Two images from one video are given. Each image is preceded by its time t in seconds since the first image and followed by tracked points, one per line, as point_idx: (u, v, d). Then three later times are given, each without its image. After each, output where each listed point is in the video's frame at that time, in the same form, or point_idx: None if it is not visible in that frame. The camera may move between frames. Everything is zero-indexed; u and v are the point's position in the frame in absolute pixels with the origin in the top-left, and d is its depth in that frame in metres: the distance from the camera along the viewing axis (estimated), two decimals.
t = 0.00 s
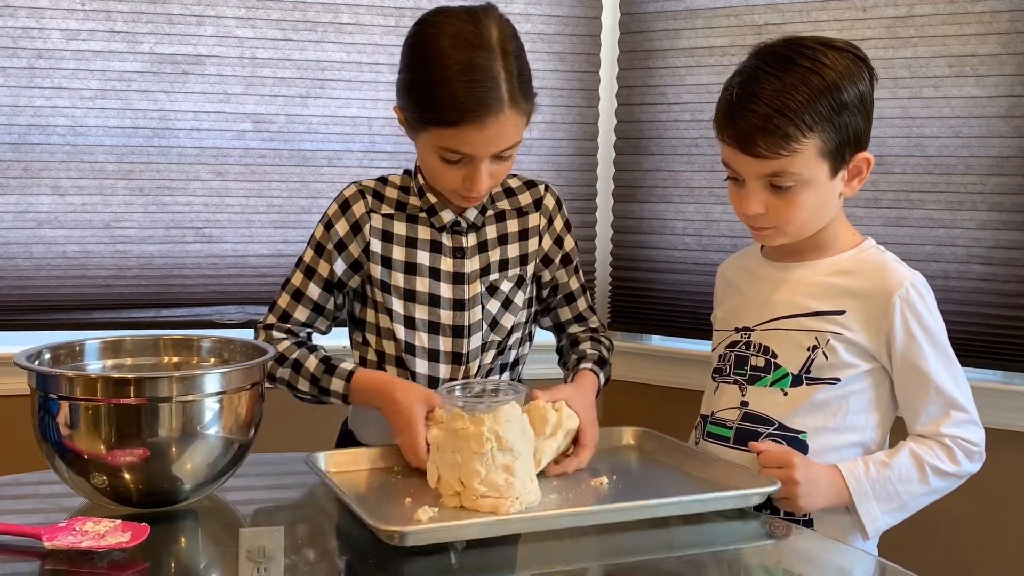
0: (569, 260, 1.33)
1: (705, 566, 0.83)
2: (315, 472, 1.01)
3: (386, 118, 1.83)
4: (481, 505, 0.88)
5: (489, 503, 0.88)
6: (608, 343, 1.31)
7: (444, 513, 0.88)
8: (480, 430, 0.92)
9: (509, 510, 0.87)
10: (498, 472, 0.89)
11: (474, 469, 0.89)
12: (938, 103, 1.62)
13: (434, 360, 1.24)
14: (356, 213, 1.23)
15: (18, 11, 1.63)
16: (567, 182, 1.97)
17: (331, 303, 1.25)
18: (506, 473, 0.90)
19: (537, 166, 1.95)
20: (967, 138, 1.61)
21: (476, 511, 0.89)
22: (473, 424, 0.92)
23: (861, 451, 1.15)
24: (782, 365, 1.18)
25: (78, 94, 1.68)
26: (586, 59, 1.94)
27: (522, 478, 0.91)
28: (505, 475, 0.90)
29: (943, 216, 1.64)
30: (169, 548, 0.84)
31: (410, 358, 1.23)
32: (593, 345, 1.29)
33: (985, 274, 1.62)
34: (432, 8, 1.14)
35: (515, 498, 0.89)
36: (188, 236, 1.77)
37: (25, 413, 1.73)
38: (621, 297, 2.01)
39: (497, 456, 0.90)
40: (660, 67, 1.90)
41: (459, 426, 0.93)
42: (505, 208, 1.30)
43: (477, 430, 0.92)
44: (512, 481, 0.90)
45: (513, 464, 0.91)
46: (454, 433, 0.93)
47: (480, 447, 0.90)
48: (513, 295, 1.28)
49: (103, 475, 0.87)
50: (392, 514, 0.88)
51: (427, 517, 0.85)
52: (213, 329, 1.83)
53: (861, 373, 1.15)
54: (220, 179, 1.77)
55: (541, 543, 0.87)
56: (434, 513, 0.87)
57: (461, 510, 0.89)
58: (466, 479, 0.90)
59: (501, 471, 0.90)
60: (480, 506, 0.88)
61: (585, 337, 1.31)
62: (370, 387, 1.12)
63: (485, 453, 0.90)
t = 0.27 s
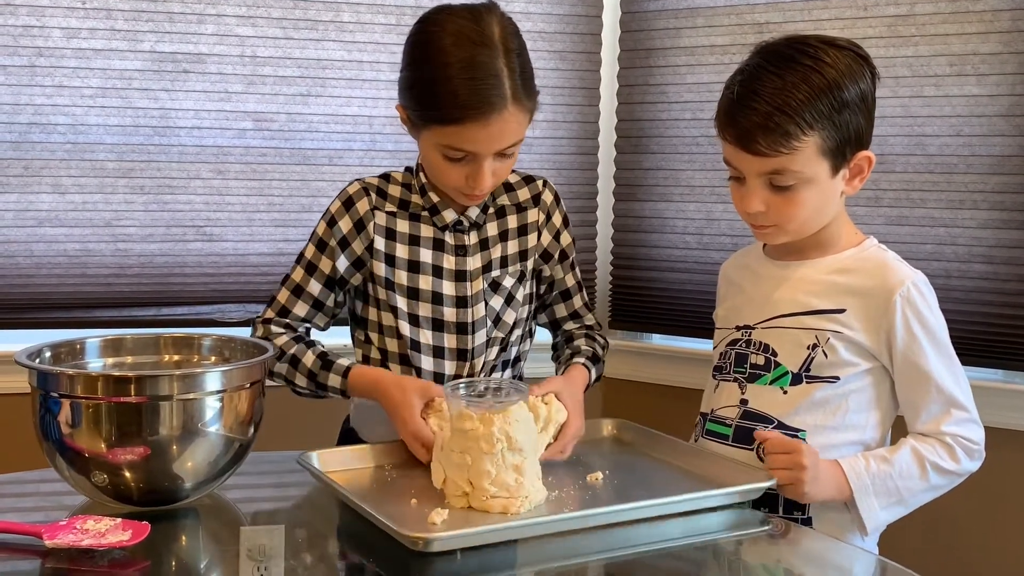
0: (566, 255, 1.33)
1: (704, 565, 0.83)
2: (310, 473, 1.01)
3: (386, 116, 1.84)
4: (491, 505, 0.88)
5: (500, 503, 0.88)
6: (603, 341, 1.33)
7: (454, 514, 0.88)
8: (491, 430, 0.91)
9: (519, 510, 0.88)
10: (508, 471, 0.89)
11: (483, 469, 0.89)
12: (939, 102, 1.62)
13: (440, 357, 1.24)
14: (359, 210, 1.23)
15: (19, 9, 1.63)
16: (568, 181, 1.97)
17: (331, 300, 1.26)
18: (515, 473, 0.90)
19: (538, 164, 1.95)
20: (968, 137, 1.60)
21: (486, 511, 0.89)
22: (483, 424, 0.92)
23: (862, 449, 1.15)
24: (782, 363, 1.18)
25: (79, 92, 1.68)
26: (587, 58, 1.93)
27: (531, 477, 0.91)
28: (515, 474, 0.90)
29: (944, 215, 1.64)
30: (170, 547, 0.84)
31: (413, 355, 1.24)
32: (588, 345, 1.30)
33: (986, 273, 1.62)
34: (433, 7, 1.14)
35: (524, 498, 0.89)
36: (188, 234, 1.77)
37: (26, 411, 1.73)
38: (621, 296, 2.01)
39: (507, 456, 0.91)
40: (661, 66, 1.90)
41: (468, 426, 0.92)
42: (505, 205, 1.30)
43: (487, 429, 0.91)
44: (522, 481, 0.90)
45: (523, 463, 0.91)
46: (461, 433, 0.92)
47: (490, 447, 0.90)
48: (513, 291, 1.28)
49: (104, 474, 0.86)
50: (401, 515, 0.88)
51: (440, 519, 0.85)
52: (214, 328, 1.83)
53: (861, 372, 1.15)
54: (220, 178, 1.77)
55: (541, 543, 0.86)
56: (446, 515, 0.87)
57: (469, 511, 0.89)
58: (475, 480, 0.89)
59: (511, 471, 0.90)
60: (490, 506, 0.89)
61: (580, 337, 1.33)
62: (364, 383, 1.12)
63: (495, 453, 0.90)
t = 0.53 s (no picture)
0: (572, 260, 1.35)
1: (705, 563, 0.83)
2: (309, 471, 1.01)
3: (386, 114, 1.83)
4: (491, 503, 0.88)
5: (500, 501, 0.88)
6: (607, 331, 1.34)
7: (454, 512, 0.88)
8: (491, 428, 0.91)
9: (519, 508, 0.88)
10: (509, 469, 0.90)
11: (484, 467, 0.89)
12: (940, 100, 1.62)
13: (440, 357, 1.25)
14: (369, 206, 1.23)
15: (19, 7, 1.63)
16: (568, 179, 1.97)
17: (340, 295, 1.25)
18: (516, 471, 0.90)
19: (538, 162, 1.94)
20: (969, 135, 1.60)
21: (486, 509, 0.89)
22: (483, 421, 0.91)
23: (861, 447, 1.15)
24: (783, 361, 1.18)
25: (79, 90, 1.68)
26: (588, 56, 1.93)
27: (531, 475, 0.91)
28: (516, 472, 0.90)
29: (945, 213, 1.63)
30: (170, 544, 0.84)
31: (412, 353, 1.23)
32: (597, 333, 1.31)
33: (986, 272, 1.62)
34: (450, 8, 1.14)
35: (525, 495, 0.89)
36: (188, 232, 1.77)
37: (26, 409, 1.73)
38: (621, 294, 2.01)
39: (507, 453, 0.91)
40: (662, 64, 1.89)
41: (468, 424, 0.91)
42: (515, 209, 1.30)
43: (487, 427, 0.91)
44: (522, 478, 0.90)
45: (523, 461, 0.91)
46: (460, 431, 0.91)
47: (491, 445, 0.90)
48: (516, 295, 1.29)
49: (104, 472, 0.86)
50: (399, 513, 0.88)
51: (441, 517, 0.85)
52: (214, 326, 1.83)
53: (862, 370, 1.15)
54: (221, 176, 1.77)
55: (541, 541, 0.86)
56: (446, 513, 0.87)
57: (470, 509, 0.89)
58: (475, 478, 0.89)
59: (511, 469, 0.90)
60: (490, 504, 0.89)
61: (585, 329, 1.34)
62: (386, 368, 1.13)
63: (496, 450, 0.90)
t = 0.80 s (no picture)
0: (582, 262, 1.35)
1: (705, 562, 0.83)
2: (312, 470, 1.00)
3: (387, 113, 1.83)
4: (492, 499, 0.88)
5: (501, 498, 0.88)
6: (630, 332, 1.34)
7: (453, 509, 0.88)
8: (492, 425, 0.91)
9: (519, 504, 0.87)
10: (509, 466, 0.89)
11: (484, 463, 0.89)
12: (941, 98, 1.62)
13: (443, 357, 1.25)
14: (375, 209, 1.22)
15: (19, 5, 1.63)
16: (569, 177, 1.97)
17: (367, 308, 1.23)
18: (516, 467, 0.90)
19: (538, 160, 1.94)
20: (970, 134, 1.60)
21: (487, 506, 0.88)
22: (484, 419, 0.91)
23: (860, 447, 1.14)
24: (782, 360, 1.18)
25: (80, 88, 1.68)
26: (588, 54, 1.93)
27: (532, 471, 0.90)
28: (516, 469, 0.90)
29: (946, 211, 1.63)
30: (171, 542, 0.84)
31: (416, 354, 1.23)
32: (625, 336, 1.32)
33: (987, 270, 1.62)
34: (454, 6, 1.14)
35: (526, 492, 0.89)
36: (189, 230, 1.77)
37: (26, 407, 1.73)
38: (622, 292, 2.01)
39: (508, 450, 0.90)
40: (663, 62, 1.89)
41: (469, 420, 0.92)
42: (517, 212, 1.31)
43: (489, 423, 0.91)
44: (522, 475, 0.89)
45: (524, 457, 0.90)
46: (462, 427, 0.92)
47: (491, 441, 0.90)
48: (519, 297, 1.30)
49: (105, 469, 0.86)
50: (400, 510, 0.87)
51: (442, 512, 0.84)
52: (214, 324, 1.83)
53: (861, 369, 1.14)
54: (221, 173, 1.77)
55: (541, 539, 0.86)
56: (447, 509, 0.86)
57: (470, 505, 0.89)
58: (476, 474, 0.89)
59: (512, 466, 0.89)
60: (491, 501, 0.88)
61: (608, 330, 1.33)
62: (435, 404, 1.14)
63: (497, 446, 0.90)
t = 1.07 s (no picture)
0: (588, 260, 1.34)
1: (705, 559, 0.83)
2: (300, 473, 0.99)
3: (387, 110, 1.83)
4: (478, 501, 0.87)
5: (487, 499, 0.87)
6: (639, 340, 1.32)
7: (439, 510, 0.87)
8: (479, 425, 0.90)
9: (506, 506, 0.87)
10: (496, 467, 0.89)
11: (470, 464, 0.88)
12: (941, 96, 1.62)
13: (445, 355, 1.25)
14: (371, 210, 1.23)
15: (19, 2, 1.63)
16: (569, 175, 1.97)
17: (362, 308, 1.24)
18: (503, 469, 0.89)
19: (539, 158, 1.94)
20: (971, 131, 1.60)
21: (472, 507, 0.88)
22: (470, 419, 0.91)
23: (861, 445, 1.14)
24: (782, 357, 1.18)
25: (80, 85, 1.68)
26: (589, 51, 1.93)
27: (519, 473, 0.90)
28: (503, 470, 0.89)
29: (947, 209, 1.63)
30: (171, 539, 0.84)
31: (417, 353, 1.24)
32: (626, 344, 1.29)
33: (988, 268, 1.61)
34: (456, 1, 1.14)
35: (512, 494, 0.88)
36: (189, 227, 1.77)
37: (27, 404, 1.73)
38: (622, 290, 2.01)
39: (494, 451, 0.90)
40: (663, 60, 1.89)
41: (456, 420, 0.91)
42: (517, 210, 1.30)
43: (474, 424, 0.90)
44: (509, 477, 0.89)
45: (511, 459, 0.90)
46: (450, 428, 0.91)
47: (477, 442, 0.89)
48: (522, 295, 1.29)
49: (105, 466, 0.86)
50: (385, 510, 0.87)
51: (425, 514, 0.84)
52: (214, 321, 1.83)
53: (860, 367, 1.14)
54: (222, 171, 1.76)
55: (542, 537, 0.87)
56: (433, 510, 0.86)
57: (457, 507, 0.88)
58: (463, 475, 0.89)
59: (498, 467, 0.89)
60: (477, 502, 0.88)
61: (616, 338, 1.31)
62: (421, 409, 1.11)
63: (483, 448, 0.89)
